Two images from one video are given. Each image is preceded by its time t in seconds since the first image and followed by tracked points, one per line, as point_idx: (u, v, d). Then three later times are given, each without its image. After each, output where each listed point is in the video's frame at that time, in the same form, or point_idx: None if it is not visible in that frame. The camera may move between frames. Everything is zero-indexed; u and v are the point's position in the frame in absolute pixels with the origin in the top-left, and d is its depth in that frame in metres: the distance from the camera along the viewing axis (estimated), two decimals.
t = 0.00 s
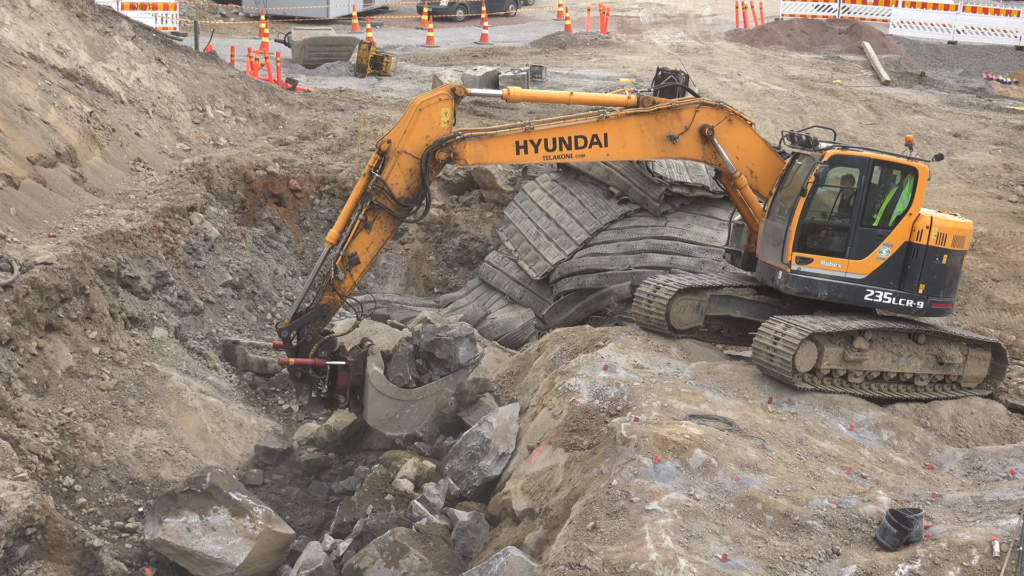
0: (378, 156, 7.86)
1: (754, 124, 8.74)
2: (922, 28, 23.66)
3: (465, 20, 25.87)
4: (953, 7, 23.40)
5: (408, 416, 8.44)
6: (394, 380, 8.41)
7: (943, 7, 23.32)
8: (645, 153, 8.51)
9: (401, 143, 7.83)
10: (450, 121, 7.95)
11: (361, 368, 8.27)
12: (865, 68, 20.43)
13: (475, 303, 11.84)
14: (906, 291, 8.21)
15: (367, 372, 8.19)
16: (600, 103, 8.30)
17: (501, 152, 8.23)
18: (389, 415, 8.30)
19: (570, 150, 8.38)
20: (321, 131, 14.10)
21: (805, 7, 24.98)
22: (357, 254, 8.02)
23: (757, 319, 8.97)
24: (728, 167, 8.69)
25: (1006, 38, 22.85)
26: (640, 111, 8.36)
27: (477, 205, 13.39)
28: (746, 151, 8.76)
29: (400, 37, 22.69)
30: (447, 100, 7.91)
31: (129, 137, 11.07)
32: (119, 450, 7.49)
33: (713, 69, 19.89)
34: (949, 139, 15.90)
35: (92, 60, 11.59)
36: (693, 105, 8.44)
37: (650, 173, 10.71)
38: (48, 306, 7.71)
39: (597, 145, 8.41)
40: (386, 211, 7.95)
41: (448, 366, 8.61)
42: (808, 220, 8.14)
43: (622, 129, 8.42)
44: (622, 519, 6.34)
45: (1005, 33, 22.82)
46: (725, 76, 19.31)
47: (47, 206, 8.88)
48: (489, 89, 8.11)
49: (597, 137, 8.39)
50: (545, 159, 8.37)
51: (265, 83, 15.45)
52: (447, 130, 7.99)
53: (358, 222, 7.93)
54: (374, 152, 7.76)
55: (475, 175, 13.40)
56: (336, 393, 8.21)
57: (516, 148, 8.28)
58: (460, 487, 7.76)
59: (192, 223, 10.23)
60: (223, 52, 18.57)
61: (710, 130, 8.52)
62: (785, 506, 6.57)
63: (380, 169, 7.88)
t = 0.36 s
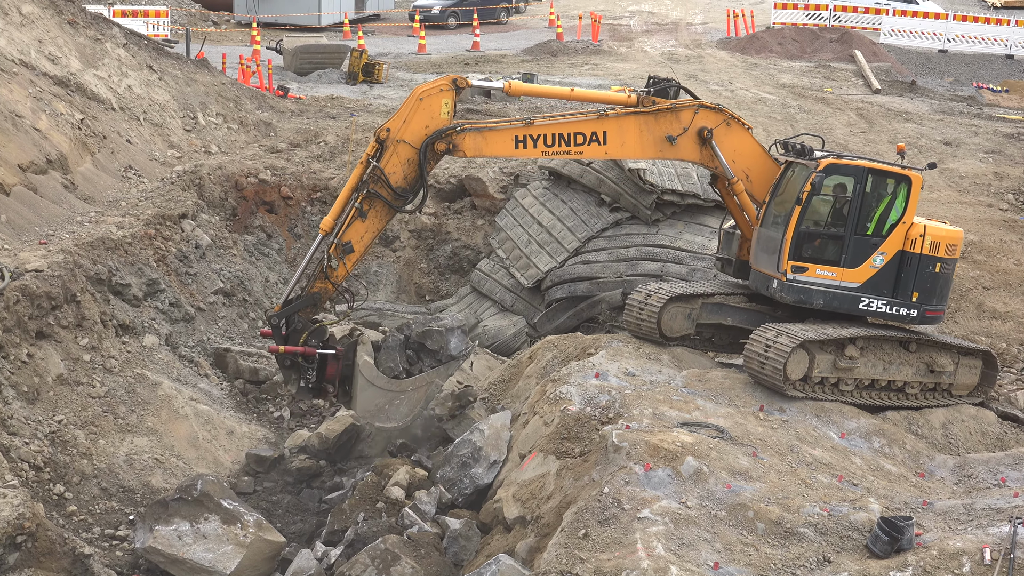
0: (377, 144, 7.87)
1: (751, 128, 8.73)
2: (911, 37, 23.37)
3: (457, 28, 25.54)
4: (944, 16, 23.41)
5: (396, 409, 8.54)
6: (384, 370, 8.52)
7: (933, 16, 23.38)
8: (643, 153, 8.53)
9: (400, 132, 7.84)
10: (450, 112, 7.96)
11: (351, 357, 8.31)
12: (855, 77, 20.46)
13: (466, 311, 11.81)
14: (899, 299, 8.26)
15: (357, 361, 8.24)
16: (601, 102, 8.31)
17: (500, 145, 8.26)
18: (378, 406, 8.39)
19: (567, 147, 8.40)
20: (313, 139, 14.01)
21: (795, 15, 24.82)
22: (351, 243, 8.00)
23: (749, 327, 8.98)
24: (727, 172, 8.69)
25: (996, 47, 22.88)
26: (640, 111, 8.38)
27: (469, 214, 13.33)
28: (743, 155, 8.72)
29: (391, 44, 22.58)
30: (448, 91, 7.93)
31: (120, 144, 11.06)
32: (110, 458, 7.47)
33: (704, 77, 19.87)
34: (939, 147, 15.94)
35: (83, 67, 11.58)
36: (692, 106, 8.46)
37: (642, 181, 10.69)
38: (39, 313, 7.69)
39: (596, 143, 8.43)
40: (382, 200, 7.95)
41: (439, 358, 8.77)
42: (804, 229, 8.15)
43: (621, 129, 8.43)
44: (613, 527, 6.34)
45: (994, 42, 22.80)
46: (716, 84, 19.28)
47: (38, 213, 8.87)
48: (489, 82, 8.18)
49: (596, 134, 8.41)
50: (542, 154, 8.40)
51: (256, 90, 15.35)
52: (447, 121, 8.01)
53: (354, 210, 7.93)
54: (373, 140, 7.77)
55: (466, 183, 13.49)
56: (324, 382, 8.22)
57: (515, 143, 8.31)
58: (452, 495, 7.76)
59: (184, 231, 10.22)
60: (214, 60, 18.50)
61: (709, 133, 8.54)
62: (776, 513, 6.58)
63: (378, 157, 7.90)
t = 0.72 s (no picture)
0: (379, 133, 7.84)
1: (751, 134, 8.75)
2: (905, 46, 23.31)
3: (448, 37, 25.29)
4: (935, 25, 23.38)
5: (387, 405, 8.40)
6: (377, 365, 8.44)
7: (925, 25, 23.37)
8: (643, 154, 8.49)
9: (403, 123, 7.81)
10: (454, 104, 7.93)
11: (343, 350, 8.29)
12: (847, 86, 20.47)
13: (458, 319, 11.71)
14: (895, 308, 8.29)
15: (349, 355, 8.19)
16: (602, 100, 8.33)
17: (502, 140, 8.15)
18: (369, 400, 8.28)
19: (569, 145, 8.34)
20: (304, 147, 13.85)
21: (787, 24, 24.52)
22: (349, 233, 7.94)
23: (741, 336, 8.93)
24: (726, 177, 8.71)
25: (987, 56, 22.87)
26: (641, 111, 8.35)
27: (460, 222, 13.22)
28: (741, 161, 8.75)
29: (383, 52, 22.44)
30: (452, 83, 7.91)
31: (111, 151, 11.05)
32: (100, 466, 7.44)
33: (697, 85, 19.85)
34: (931, 156, 15.96)
35: (75, 74, 11.56)
36: (694, 109, 8.46)
37: (634, 190, 10.69)
38: (30, 321, 7.67)
39: (597, 142, 8.38)
40: (382, 190, 7.91)
41: (434, 354, 8.70)
42: (801, 239, 8.15)
43: (622, 129, 8.39)
44: (605, 535, 6.34)
45: (987, 51, 22.76)
46: (708, 92, 19.26)
47: (29, 221, 8.87)
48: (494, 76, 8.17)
49: (597, 133, 8.36)
50: (545, 151, 8.32)
51: (249, 98, 15.23)
52: (450, 114, 7.98)
53: (353, 200, 7.88)
54: (375, 129, 7.74)
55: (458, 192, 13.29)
56: (316, 375, 8.20)
57: (518, 138, 8.21)
58: (443, 504, 7.75)
59: (175, 238, 10.20)
60: (206, 68, 18.43)
61: (709, 136, 8.53)
62: (768, 522, 6.57)
63: (379, 146, 7.87)
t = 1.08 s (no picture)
0: (384, 127, 7.78)
1: (752, 143, 8.71)
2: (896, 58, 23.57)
3: (441, 48, 25.24)
4: (926, 37, 23.39)
5: (382, 405, 8.24)
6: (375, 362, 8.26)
7: (916, 37, 23.41)
8: (646, 159, 8.45)
9: (409, 117, 7.77)
10: (461, 100, 7.91)
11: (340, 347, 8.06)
12: (839, 97, 20.52)
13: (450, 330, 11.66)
14: (891, 319, 8.38)
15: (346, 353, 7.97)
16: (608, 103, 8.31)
17: (508, 139, 8.16)
18: (365, 400, 8.10)
19: (573, 146, 8.31)
20: (296, 157, 13.85)
21: (779, 35, 24.68)
22: (350, 228, 7.83)
23: (732, 346, 8.96)
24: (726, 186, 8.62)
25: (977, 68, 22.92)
26: (645, 116, 8.33)
27: (452, 232, 13.15)
28: (742, 170, 8.69)
29: (375, 63, 22.39)
30: (461, 78, 7.91)
31: (103, 162, 11.05)
32: (91, 477, 7.42)
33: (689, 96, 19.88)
34: (921, 167, 16.01)
35: (66, 85, 11.56)
36: (696, 115, 8.44)
37: (625, 201, 10.69)
38: (20, 331, 7.65)
39: (600, 144, 8.35)
40: (386, 184, 7.82)
41: (433, 353, 8.57)
42: (802, 252, 8.19)
43: (626, 133, 8.36)
44: (596, 547, 6.34)
45: (977, 63, 22.79)
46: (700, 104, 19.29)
47: (20, 231, 8.86)
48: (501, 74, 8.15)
49: (601, 136, 8.34)
50: (549, 151, 8.30)
51: (241, 109, 15.17)
52: (457, 110, 7.95)
53: (357, 194, 7.78)
54: (381, 123, 7.69)
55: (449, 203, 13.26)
56: (311, 372, 7.97)
57: (523, 138, 8.22)
58: (435, 515, 7.73)
59: (166, 249, 10.19)
60: (198, 78, 18.39)
61: (710, 143, 8.50)
62: (759, 534, 6.56)
63: (385, 140, 7.81)
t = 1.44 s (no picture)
0: (394, 125, 7.79)
1: (751, 151, 8.74)
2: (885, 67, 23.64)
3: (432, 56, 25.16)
4: (916, 47, 23.44)
5: (385, 408, 8.50)
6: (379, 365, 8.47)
7: (905, 47, 23.47)
8: (648, 164, 8.47)
9: (420, 116, 7.79)
10: (471, 100, 7.92)
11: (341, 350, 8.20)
12: (829, 107, 20.56)
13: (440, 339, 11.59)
14: (887, 329, 8.46)
15: (349, 355, 8.15)
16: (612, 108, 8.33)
17: (515, 141, 8.16)
18: (367, 403, 8.36)
19: (578, 150, 8.32)
20: (287, 165, 13.83)
21: (769, 45, 24.76)
22: (357, 228, 7.87)
23: (722, 355, 9.09)
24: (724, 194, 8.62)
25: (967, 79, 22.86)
26: (650, 121, 8.34)
27: (443, 241, 13.14)
28: (741, 179, 8.68)
29: (366, 72, 22.33)
30: (471, 78, 7.90)
31: (93, 170, 11.06)
32: (80, 485, 7.39)
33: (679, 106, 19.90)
34: (911, 177, 16.05)
35: (56, 93, 11.56)
36: (699, 122, 8.46)
37: (616, 210, 10.73)
38: (9, 339, 7.63)
39: (604, 149, 8.36)
40: (394, 183, 7.84)
41: (435, 355, 8.80)
42: (802, 263, 8.23)
43: (630, 138, 8.37)
44: (586, 556, 6.32)
45: (969, 74, 22.74)
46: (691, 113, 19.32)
47: (9, 239, 8.86)
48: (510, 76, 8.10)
49: (605, 140, 8.35)
50: (555, 155, 8.32)
51: (232, 117, 15.12)
52: (467, 110, 7.96)
53: (364, 193, 7.81)
54: (391, 121, 7.70)
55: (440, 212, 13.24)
56: (313, 374, 8.09)
57: (530, 140, 8.22)
58: (425, 523, 7.70)
59: (156, 257, 10.19)
60: (188, 86, 18.36)
61: (712, 151, 8.52)
62: (749, 543, 6.54)
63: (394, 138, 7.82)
